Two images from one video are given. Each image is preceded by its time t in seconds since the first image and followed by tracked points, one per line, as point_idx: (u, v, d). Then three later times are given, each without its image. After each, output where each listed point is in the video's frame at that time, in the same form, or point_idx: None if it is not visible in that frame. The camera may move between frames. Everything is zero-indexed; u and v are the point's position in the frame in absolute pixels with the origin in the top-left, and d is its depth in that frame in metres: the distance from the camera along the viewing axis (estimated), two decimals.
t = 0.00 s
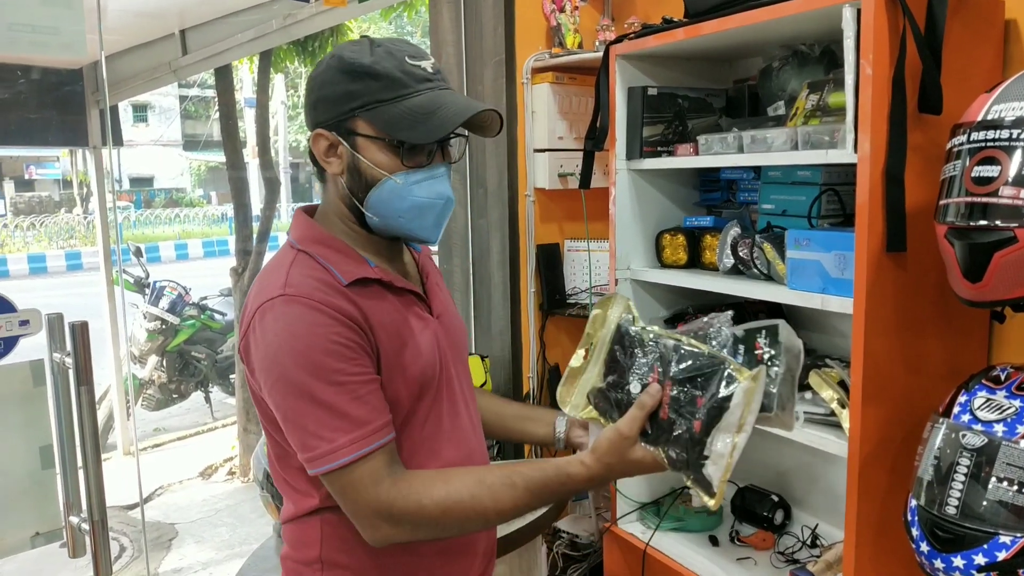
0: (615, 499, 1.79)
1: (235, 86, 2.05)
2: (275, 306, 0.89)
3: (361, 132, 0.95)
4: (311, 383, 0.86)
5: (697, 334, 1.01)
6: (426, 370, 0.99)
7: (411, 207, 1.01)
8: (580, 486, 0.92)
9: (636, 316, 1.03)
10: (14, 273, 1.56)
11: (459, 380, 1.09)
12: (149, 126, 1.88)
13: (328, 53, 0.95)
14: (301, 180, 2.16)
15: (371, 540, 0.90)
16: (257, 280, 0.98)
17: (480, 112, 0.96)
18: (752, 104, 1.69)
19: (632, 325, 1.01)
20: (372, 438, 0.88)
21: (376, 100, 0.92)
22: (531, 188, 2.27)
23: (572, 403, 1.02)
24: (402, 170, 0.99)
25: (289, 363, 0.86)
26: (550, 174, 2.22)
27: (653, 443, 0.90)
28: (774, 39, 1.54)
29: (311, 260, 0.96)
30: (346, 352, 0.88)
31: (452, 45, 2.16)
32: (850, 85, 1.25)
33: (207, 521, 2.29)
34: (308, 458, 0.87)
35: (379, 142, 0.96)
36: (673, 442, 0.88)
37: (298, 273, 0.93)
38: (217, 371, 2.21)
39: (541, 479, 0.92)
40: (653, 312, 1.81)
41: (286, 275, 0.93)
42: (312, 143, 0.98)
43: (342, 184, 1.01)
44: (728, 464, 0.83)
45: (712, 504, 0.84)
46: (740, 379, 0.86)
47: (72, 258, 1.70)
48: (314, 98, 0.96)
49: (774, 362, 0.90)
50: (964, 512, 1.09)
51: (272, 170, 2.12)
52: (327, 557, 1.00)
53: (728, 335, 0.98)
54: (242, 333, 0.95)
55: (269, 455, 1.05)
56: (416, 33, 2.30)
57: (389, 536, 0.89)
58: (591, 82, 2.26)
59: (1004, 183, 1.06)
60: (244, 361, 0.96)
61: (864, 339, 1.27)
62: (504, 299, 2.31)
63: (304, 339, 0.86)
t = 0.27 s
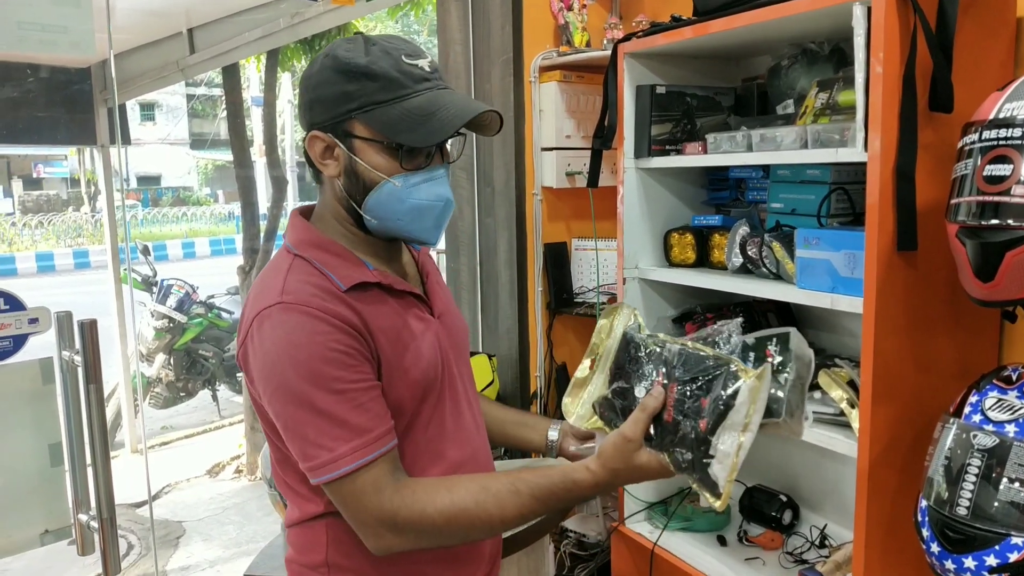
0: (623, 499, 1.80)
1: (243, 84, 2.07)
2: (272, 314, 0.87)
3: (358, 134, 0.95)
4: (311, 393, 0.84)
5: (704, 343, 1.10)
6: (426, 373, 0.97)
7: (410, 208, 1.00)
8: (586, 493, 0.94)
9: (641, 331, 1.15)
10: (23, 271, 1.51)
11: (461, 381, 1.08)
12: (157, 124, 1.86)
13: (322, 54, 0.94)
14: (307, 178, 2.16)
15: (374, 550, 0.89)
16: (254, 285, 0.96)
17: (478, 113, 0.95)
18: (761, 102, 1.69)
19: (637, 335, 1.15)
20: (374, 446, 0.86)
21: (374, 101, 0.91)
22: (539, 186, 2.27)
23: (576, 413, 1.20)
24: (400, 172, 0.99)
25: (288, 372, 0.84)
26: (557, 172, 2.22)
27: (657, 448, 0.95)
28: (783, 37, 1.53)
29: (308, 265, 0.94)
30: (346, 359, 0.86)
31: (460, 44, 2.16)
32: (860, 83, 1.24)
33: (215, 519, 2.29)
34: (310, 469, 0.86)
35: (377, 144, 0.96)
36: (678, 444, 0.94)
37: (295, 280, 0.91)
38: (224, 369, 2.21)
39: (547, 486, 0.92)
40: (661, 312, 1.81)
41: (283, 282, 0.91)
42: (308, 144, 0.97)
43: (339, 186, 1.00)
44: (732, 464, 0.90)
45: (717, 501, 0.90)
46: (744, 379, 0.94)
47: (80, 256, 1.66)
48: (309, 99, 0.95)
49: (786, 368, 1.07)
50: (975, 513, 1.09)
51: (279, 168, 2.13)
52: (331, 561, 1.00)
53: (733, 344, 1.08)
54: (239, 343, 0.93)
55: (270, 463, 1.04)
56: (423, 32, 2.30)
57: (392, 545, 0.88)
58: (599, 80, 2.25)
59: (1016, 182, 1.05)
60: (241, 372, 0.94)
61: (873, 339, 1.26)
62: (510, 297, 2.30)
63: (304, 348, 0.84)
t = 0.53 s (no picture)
0: (633, 499, 1.79)
1: (252, 84, 2.06)
2: (279, 321, 0.86)
3: (374, 127, 0.94)
4: (317, 402, 0.84)
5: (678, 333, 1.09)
6: (434, 376, 0.97)
7: (425, 203, 1.00)
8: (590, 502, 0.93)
9: (608, 331, 1.08)
10: (33, 270, 1.53)
11: (469, 380, 1.08)
12: (166, 124, 1.87)
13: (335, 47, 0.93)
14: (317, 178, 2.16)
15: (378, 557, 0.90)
16: (260, 287, 0.96)
17: (496, 106, 0.96)
18: (773, 102, 1.69)
19: (609, 340, 1.05)
20: (381, 456, 0.86)
21: (392, 93, 0.91)
22: (549, 186, 2.26)
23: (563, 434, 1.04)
24: (416, 167, 0.99)
25: (295, 381, 0.84)
26: (567, 171, 2.22)
27: (654, 442, 0.93)
28: (795, 36, 1.53)
29: (314, 269, 0.93)
30: (354, 367, 0.86)
31: (469, 43, 2.15)
32: (873, 81, 1.23)
33: (226, 517, 2.31)
34: (317, 476, 0.86)
35: (392, 137, 0.95)
36: (674, 431, 0.92)
37: (302, 284, 0.91)
38: (234, 368, 2.21)
39: (548, 496, 0.91)
40: (671, 311, 1.80)
41: (289, 286, 0.91)
42: (320, 139, 0.96)
43: (350, 181, 0.99)
44: (730, 434, 0.89)
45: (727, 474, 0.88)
46: (718, 351, 0.94)
47: (91, 255, 1.67)
48: (322, 92, 0.94)
49: (774, 346, 1.07)
50: (989, 514, 1.08)
51: (289, 168, 2.12)
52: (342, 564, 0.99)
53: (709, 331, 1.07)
54: (247, 346, 0.93)
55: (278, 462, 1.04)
56: (432, 31, 2.30)
57: (397, 553, 0.89)
58: (609, 79, 2.25)
59: None
60: (250, 374, 0.94)
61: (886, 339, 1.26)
62: (520, 297, 2.29)
63: (310, 357, 0.83)
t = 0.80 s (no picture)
0: (640, 499, 1.79)
1: (259, 85, 2.07)
2: (286, 324, 0.85)
3: (387, 129, 0.94)
4: (322, 407, 0.83)
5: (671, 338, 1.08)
6: (440, 379, 0.97)
7: (438, 205, 1.01)
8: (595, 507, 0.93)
9: (597, 335, 1.07)
10: (42, 271, 1.52)
11: (475, 382, 1.07)
12: (173, 125, 1.87)
13: (346, 49, 0.93)
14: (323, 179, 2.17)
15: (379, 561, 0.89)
16: (265, 289, 0.95)
17: (510, 109, 0.97)
18: (780, 101, 1.69)
19: (599, 345, 1.05)
20: (385, 462, 0.86)
21: (406, 96, 0.91)
22: (555, 186, 2.26)
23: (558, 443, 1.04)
24: (428, 169, 0.99)
25: (300, 386, 0.83)
26: (573, 172, 2.22)
27: (658, 448, 0.93)
28: (803, 35, 1.52)
29: (319, 271, 0.93)
30: (360, 372, 0.85)
31: (476, 44, 2.16)
32: (882, 81, 1.23)
33: (232, 517, 2.30)
34: (320, 481, 0.85)
35: (405, 139, 0.95)
36: (677, 436, 0.92)
37: (308, 286, 0.90)
38: (241, 369, 2.21)
39: (552, 501, 0.92)
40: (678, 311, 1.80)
41: (295, 288, 0.90)
42: (331, 141, 0.94)
43: (360, 183, 0.99)
44: (736, 439, 0.88)
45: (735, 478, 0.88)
46: (719, 358, 0.94)
47: (98, 257, 1.68)
48: (333, 94, 0.93)
49: (769, 346, 1.06)
50: (999, 515, 1.07)
51: (295, 169, 2.12)
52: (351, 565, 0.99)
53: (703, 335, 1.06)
54: (251, 348, 0.92)
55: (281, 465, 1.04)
56: (438, 32, 2.30)
57: (400, 559, 0.89)
58: (615, 79, 2.25)
59: None
60: (253, 376, 0.93)
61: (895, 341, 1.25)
62: (527, 297, 2.29)
63: (316, 361, 0.83)
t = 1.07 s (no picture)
0: (641, 502, 1.78)
1: (261, 88, 2.06)
2: (283, 329, 0.85)
3: (387, 133, 0.94)
4: (319, 413, 0.83)
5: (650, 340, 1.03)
6: (439, 384, 0.97)
7: (436, 208, 1.01)
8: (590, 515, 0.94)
9: (580, 346, 1.02)
10: (43, 274, 1.53)
11: (474, 385, 1.07)
12: (174, 128, 1.87)
13: (345, 51, 0.93)
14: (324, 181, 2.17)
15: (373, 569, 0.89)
16: (262, 293, 0.95)
17: (512, 114, 0.97)
18: (781, 103, 1.69)
19: (584, 356, 1.01)
20: (381, 470, 0.86)
21: (406, 99, 0.91)
22: (556, 188, 2.26)
23: (552, 458, 0.99)
24: (427, 172, 0.99)
25: (298, 392, 0.83)
26: (574, 174, 2.22)
27: (651, 453, 0.92)
28: (804, 37, 1.52)
29: (317, 275, 0.93)
30: (358, 378, 0.85)
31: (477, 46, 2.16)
32: (883, 83, 1.23)
33: (232, 520, 2.31)
34: (316, 488, 0.85)
35: (404, 143, 0.95)
36: (671, 440, 0.90)
37: (305, 291, 0.90)
38: (242, 371, 2.22)
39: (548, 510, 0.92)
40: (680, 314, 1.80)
41: (293, 293, 0.90)
42: (329, 144, 0.94)
43: (358, 187, 0.99)
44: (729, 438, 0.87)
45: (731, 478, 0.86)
46: (705, 358, 0.92)
47: (99, 259, 1.69)
48: (332, 97, 0.93)
49: (752, 344, 0.99)
50: (1001, 518, 1.07)
51: (297, 171, 2.13)
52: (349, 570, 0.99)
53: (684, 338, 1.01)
54: (248, 352, 0.92)
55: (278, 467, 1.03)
56: (439, 34, 2.30)
57: (394, 567, 0.89)
58: (617, 82, 2.25)
59: None
60: (251, 380, 0.93)
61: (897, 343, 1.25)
62: (527, 299, 2.29)
63: (314, 367, 0.83)
